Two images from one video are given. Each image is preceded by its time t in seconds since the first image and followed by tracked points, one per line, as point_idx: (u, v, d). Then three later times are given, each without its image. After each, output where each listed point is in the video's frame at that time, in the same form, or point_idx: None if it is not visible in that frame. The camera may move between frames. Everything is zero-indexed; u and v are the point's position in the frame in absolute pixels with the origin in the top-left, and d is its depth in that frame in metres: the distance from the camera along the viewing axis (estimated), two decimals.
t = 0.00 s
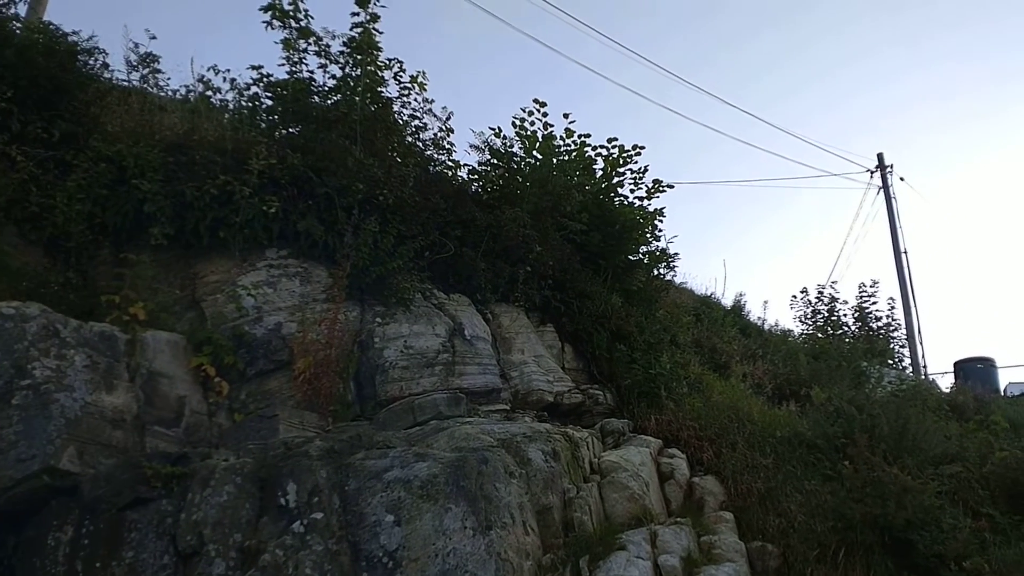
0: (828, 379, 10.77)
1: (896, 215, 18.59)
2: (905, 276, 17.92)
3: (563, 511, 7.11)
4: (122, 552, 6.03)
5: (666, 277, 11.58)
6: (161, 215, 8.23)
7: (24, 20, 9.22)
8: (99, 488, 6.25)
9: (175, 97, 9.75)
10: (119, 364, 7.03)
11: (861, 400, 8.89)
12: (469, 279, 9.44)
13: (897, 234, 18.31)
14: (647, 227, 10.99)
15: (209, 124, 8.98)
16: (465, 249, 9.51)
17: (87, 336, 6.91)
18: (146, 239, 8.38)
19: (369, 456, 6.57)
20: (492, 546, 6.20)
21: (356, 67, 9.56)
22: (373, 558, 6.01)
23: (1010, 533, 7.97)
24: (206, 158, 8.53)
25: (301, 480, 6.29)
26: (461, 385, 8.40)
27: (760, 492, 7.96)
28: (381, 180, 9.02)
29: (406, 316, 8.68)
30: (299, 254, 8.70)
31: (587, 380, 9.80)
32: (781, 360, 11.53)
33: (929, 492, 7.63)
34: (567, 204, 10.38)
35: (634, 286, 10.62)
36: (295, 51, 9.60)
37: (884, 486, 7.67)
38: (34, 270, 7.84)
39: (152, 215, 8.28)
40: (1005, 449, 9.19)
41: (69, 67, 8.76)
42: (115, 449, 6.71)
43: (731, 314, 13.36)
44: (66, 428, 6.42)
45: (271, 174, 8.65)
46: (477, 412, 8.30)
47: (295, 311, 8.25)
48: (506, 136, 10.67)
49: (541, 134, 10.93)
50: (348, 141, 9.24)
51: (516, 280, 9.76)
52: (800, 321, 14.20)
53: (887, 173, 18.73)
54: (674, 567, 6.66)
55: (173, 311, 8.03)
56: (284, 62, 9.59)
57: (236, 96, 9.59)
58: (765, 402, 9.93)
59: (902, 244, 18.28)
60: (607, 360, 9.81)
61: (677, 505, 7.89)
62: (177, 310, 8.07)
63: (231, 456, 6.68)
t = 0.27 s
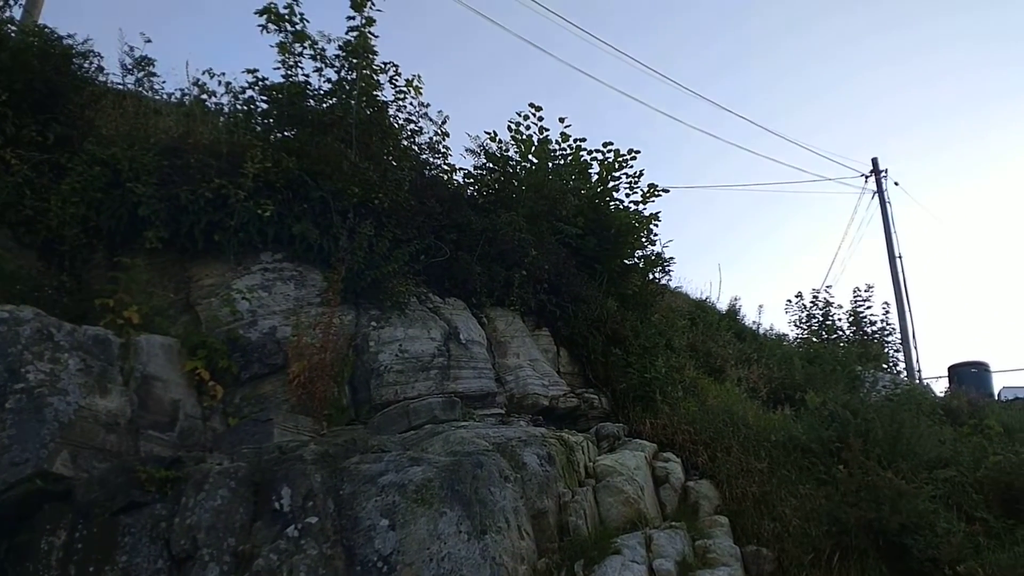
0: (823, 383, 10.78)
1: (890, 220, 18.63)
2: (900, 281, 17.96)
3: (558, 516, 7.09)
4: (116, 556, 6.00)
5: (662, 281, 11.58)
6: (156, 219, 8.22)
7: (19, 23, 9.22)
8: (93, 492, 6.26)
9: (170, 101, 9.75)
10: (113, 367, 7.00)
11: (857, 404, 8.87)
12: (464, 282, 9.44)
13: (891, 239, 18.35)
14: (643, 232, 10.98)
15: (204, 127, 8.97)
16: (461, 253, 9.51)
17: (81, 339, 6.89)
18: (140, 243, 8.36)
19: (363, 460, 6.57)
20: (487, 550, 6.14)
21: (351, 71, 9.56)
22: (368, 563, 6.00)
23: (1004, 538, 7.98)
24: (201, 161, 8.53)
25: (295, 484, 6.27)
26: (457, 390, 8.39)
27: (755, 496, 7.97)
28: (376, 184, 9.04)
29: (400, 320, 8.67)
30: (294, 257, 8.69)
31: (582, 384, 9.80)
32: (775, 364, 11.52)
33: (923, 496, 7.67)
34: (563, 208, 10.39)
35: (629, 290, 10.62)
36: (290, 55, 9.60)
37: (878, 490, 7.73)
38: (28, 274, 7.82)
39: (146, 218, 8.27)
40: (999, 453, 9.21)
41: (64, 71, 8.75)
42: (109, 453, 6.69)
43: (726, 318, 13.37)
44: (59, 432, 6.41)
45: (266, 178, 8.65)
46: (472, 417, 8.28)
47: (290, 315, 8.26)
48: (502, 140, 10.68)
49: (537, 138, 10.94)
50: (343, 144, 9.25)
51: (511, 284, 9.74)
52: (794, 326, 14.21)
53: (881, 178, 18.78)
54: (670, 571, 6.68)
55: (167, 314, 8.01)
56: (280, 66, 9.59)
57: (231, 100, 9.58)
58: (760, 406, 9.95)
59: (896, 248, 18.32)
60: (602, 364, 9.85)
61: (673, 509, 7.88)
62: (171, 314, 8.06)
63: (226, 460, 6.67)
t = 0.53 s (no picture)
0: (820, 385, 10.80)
1: (886, 222, 18.66)
2: (896, 283, 17.98)
3: (555, 518, 7.09)
4: (113, 559, 6.00)
5: (659, 284, 11.59)
6: (153, 221, 8.22)
7: (16, 25, 9.20)
8: (89, 495, 6.23)
9: (167, 103, 9.74)
10: (109, 370, 6.99)
11: (853, 407, 8.88)
12: (461, 285, 9.44)
13: (887, 241, 18.37)
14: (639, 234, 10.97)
15: (201, 129, 8.96)
16: (458, 255, 9.51)
17: (77, 342, 6.89)
18: (137, 246, 8.37)
19: (360, 463, 6.56)
20: (484, 552, 6.17)
21: (349, 73, 9.54)
22: (365, 565, 5.99)
23: (1001, 541, 8.00)
24: (198, 163, 8.53)
25: (292, 487, 6.25)
26: (454, 392, 8.40)
27: (751, 499, 7.97)
28: (373, 187, 9.05)
29: (397, 322, 8.67)
30: (291, 259, 8.68)
31: (579, 387, 9.83)
32: (772, 367, 11.54)
33: (920, 499, 7.70)
34: (560, 211, 10.39)
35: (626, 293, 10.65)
36: (287, 57, 9.59)
37: (874, 493, 7.76)
38: (25, 276, 7.81)
39: (143, 220, 8.27)
40: (995, 455, 9.21)
41: (60, 72, 8.73)
42: (105, 455, 6.67)
43: (723, 321, 13.38)
44: (56, 434, 6.39)
45: (263, 180, 8.65)
46: (469, 419, 8.28)
47: (287, 317, 8.26)
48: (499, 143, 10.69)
49: (534, 140, 10.96)
50: (340, 146, 9.24)
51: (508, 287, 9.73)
52: (791, 328, 14.22)
53: (877, 180, 18.81)
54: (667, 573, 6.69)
55: (164, 316, 7.99)
56: (277, 68, 9.59)
57: (228, 102, 9.57)
58: (757, 409, 9.97)
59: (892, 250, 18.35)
60: (599, 366, 9.89)
61: (669, 511, 7.89)
62: (168, 317, 8.05)
63: (222, 463, 6.69)
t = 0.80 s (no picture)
0: (818, 387, 10.81)
1: (885, 224, 18.67)
2: (895, 285, 17.99)
3: (553, 520, 7.10)
4: (111, 561, 6.00)
5: (657, 286, 11.59)
6: (151, 222, 8.22)
7: (15, 26, 9.20)
8: (87, 496, 6.23)
9: (166, 104, 9.74)
10: (107, 371, 6.99)
11: (851, 409, 8.91)
12: (460, 287, 9.45)
13: (886, 243, 18.38)
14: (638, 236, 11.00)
15: (199, 130, 8.96)
16: (457, 257, 9.50)
17: (75, 343, 6.88)
18: (135, 247, 8.38)
19: (360, 463, 6.55)
20: (482, 554, 6.16)
21: (347, 75, 9.53)
22: (363, 567, 5.98)
23: (999, 543, 8.01)
24: (196, 165, 8.53)
25: (290, 488, 6.25)
26: (453, 394, 8.39)
27: (750, 501, 7.95)
28: (372, 188, 9.05)
29: (396, 324, 8.67)
30: (290, 261, 8.68)
31: (577, 388, 9.85)
32: (770, 369, 11.56)
33: (918, 500, 7.69)
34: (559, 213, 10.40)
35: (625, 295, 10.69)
36: (286, 59, 9.60)
37: (872, 494, 7.78)
38: (23, 277, 7.81)
39: (142, 222, 8.27)
40: (993, 457, 9.22)
41: (59, 74, 8.73)
42: (103, 456, 6.67)
43: (721, 322, 13.39)
44: (54, 436, 6.39)
45: (261, 181, 8.63)
46: (468, 421, 8.27)
47: (286, 319, 8.27)
48: (498, 144, 10.70)
49: (532, 142, 10.96)
50: (338, 147, 9.25)
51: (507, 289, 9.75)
52: (790, 330, 14.23)
53: (876, 182, 18.81)
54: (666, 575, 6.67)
55: (163, 318, 7.98)
56: (275, 69, 9.59)
57: (226, 103, 9.57)
58: (755, 411, 9.97)
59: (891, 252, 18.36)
60: (597, 368, 9.93)
61: (668, 512, 7.90)
62: (166, 318, 8.04)
63: (220, 464, 6.67)
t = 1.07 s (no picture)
0: (816, 389, 10.82)
1: (883, 226, 18.69)
2: (893, 286, 18.01)
3: (551, 521, 7.09)
4: (108, 562, 5.99)
5: (655, 287, 11.60)
6: (149, 224, 8.22)
7: (13, 27, 9.20)
8: (85, 498, 6.24)
9: (164, 106, 9.74)
10: (105, 372, 6.99)
11: (848, 411, 8.96)
12: (458, 288, 9.46)
13: (883, 245, 18.41)
14: (636, 237, 11.05)
15: (197, 132, 8.96)
16: (455, 258, 9.52)
17: (73, 344, 6.88)
18: (134, 248, 8.38)
19: (357, 466, 6.56)
20: (480, 555, 6.10)
21: (345, 76, 9.55)
22: (361, 568, 5.96)
23: (997, 544, 8.05)
24: (194, 166, 8.54)
25: (288, 490, 6.26)
26: (451, 395, 8.40)
27: (749, 502, 8.02)
28: (370, 188, 9.04)
29: (394, 325, 8.67)
30: (288, 262, 8.69)
31: (576, 390, 9.87)
32: (768, 370, 11.58)
33: (916, 501, 7.61)
34: (557, 214, 10.41)
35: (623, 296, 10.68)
36: (284, 60, 9.61)
37: (870, 496, 7.64)
38: (21, 279, 7.81)
39: (140, 223, 8.27)
40: (991, 459, 9.25)
41: (57, 75, 8.74)
42: (101, 458, 6.66)
43: (719, 324, 13.41)
44: (51, 437, 6.37)
45: (260, 183, 8.60)
46: (466, 422, 8.31)
47: (284, 320, 8.26)
48: (496, 146, 10.71)
49: (530, 143, 10.98)
50: (336, 148, 9.25)
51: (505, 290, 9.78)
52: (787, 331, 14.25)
53: (873, 184, 18.84)
54: None
55: (160, 319, 7.98)
56: (273, 71, 9.59)
57: (224, 105, 9.57)
58: (753, 412, 9.96)
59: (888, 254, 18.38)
60: (595, 370, 9.94)
61: (666, 514, 7.91)
62: (164, 319, 8.01)
63: (218, 466, 6.66)
